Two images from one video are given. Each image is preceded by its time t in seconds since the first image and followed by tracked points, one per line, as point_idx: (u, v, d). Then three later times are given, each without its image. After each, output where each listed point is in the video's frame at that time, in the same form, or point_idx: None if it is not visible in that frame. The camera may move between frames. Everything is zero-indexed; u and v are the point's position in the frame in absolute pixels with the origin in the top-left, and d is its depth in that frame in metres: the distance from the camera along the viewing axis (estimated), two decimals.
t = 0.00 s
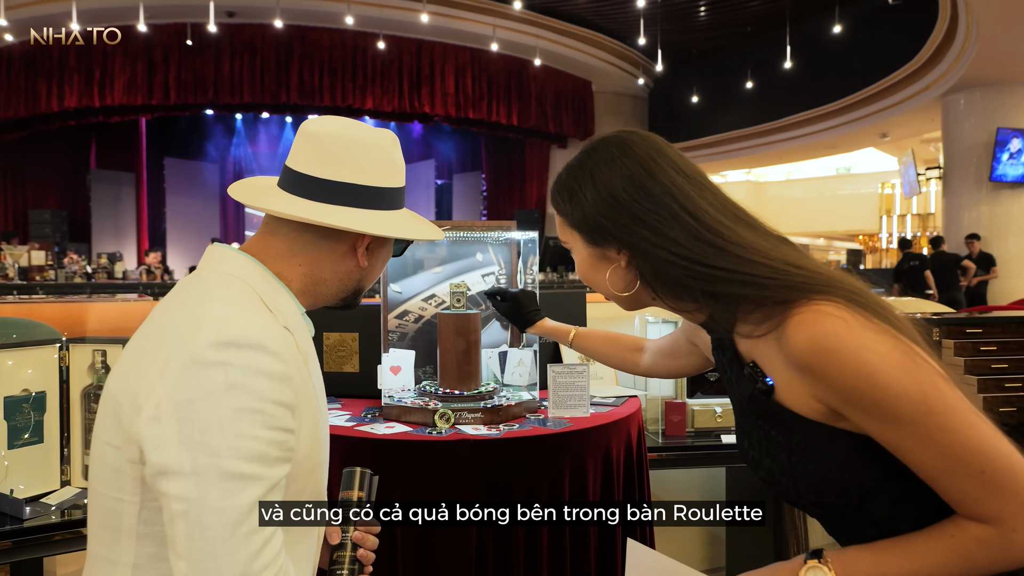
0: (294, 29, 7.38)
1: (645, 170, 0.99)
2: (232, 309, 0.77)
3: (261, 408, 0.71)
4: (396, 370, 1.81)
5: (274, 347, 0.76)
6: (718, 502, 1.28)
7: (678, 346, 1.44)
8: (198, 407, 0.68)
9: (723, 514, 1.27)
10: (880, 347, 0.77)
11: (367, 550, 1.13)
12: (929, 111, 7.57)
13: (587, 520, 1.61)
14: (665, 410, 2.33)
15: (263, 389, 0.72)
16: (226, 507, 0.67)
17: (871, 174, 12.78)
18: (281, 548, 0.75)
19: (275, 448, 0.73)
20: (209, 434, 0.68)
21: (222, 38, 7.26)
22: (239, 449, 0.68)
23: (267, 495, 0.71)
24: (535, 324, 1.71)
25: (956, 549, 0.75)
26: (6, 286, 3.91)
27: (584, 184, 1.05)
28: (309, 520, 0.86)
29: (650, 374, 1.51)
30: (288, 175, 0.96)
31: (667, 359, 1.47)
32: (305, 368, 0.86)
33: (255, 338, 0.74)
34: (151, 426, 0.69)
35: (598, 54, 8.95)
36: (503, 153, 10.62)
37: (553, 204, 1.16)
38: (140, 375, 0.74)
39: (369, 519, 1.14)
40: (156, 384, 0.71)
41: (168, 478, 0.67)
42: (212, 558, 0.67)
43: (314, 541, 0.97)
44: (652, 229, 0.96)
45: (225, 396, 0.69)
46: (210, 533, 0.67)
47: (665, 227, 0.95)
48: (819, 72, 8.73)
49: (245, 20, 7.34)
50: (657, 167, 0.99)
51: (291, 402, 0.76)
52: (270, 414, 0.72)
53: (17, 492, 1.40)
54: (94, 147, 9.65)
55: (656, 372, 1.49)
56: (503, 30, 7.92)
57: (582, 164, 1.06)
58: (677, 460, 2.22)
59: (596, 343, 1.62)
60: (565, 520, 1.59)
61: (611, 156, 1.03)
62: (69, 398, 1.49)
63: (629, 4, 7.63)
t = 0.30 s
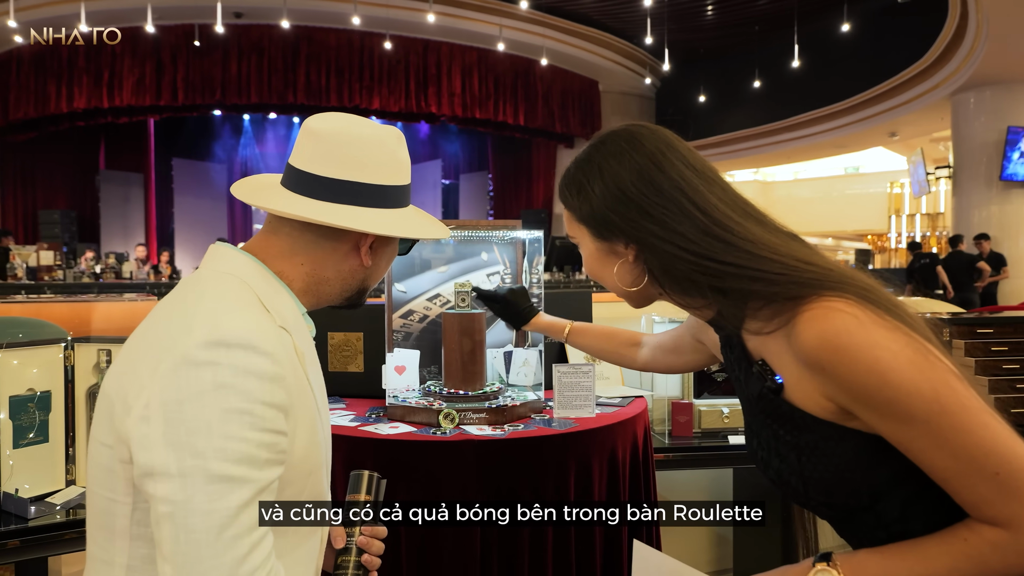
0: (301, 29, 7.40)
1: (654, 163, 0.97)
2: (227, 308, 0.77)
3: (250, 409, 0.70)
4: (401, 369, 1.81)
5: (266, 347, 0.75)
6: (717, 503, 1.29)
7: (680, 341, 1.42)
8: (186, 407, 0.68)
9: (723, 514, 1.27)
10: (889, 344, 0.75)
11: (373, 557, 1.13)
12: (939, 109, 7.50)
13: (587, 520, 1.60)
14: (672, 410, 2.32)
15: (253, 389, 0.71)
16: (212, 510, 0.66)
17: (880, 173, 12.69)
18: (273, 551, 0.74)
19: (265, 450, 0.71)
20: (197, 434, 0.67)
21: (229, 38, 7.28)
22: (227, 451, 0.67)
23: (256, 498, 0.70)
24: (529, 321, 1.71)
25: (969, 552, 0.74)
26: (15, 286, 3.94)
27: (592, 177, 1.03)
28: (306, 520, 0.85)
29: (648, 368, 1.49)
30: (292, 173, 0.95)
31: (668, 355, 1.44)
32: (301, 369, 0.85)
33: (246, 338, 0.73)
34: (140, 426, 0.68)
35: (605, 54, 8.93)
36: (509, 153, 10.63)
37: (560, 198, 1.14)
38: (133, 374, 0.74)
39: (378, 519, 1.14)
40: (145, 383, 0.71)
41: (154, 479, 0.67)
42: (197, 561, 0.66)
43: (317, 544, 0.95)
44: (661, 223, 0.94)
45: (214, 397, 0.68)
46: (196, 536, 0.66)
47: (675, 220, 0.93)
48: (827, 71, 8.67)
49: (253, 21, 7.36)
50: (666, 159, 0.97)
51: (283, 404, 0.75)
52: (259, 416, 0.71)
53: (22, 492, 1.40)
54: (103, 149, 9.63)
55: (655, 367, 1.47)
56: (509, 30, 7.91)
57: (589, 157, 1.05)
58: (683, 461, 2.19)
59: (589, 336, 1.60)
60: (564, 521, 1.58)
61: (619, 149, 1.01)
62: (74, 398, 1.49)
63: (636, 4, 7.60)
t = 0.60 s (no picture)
0: (308, 30, 7.42)
1: (667, 154, 0.95)
2: (226, 307, 0.76)
3: (248, 410, 0.69)
4: (406, 369, 1.80)
5: (264, 348, 0.74)
6: (716, 503, 1.30)
7: (698, 342, 1.41)
8: (181, 409, 0.67)
9: (723, 514, 1.28)
10: (908, 340, 0.74)
11: (379, 559, 1.12)
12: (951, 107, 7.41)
13: (590, 520, 1.59)
14: (678, 410, 2.30)
15: (251, 390, 0.70)
16: (208, 513, 0.66)
17: (889, 173, 12.59)
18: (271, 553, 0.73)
19: (262, 452, 0.70)
20: (192, 437, 0.66)
21: (238, 39, 7.30)
22: (223, 454, 0.67)
23: (252, 501, 0.69)
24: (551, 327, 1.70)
25: (989, 554, 0.72)
26: (22, 286, 3.95)
27: (604, 167, 1.01)
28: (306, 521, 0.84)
29: (671, 373, 1.48)
30: (295, 170, 0.94)
31: (687, 356, 1.44)
32: (302, 368, 0.84)
33: (243, 338, 0.72)
34: (135, 428, 0.68)
35: (613, 53, 8.88)
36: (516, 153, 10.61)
37: (570, 188, 1.12)
38: (131, 373, 0.73)
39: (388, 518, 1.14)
40: (142, 383, 0.70)
41: (149, 482, 0.66)
42: (192, 564, 0.65)
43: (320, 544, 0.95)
44: (674, 215, 0.93)
45: (209, 398, 0.67)
46: (190, 540, 0.65)
47: (689, 212, 0.92)
48: (835, 70, 8.60)
49: (261, 22, 7.38)
50: (680, 149, 0.95)
51: (281, 405, 0.74)
52: (256, 417, 0.70)
53: (27, 490, 1.40)
54: (113, 147, 9.81)
55: (678, 370, 1.46)
56: (516, 30, 7.89)
57: (602, 146, 1.03)
58: (691, 461, 2.17)
59: (613, 342, 1.59)
60: (564, 521, 1.57)
61: (633, 138, 0.99)
62: (79, 398, 1.49)
63: (643, 3, 7.58)
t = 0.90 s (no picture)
0: (315, 30, 7.44)
1: (691, 132, 0.92)
2: (222, 304, 0.75)
3: (243, 409, 0.69)
4: (409, 368, 1.78)
5: (261, 345, 0.73)
6: (717, 503, 1.29)
7: (713, 342, 1.37)
8: (175, 407, 0.67)
9: (723, 514, 1.27)
10: (932, 327, 0.72)
11: (384, 556, 1.12)
12: (962, 105, 7.33)
13: (590, 520, 1.57)
14: (684, 411, 2.28)
15: (245, 389, 0.69)
16: (203, 512, 0.65)
17: (898, 172, 12.50)
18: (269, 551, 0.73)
19: (258, 451, 0.70)
20: (187, 436, 0.66)
21: (245, 39, 7.33)
22: (218, 453, 0.66)
23: (248, 500, 0.69)
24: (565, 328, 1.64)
25: (1005, 551, 0.71)
26: (29, 286, 3.97)
27: (626, 144, 0.98)
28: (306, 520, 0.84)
29: (690, 375, 1.44)
30: (293, 165, 0.94)
31: (702, 357, 1.40)
32: (300, 367, 0.83)
33: (239, 335, 0.72)
34: (129, 427, 0.68)
35: (621, 54, 8.77)
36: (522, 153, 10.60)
37: (590, 166, 1.09)
38: (127, 370, 0.73)
39: (388, 519, 1.11)
40: (138, 382, 0.70)
41: (144, 482, 0.66)
42: (188, 563, 0.65)
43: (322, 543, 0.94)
44: (695, 195, 0.90)
45: (203, 396, 0.67)
46: (185, 539, 0.65)
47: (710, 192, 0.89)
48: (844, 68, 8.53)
49: (267, 23, 7.41)
50: (705, 127, 0.93)
51: (278, 403, 0.74)
52: (252, 415, 0.69)
53: (30, 490, 1.41)
54: (121, 147, 9.86)
55: (695, 373, 1.42)
56: (523, 30, 7.86)
57: (624, 124, 0.99)
58: (696, 462, 2.16)
59: (631, 345, 1.56)
60: (565, 521, 1.55)
61: (656, 117, 0.96)
62: (83, 397, 1.49)
63: (649, 2, 7.54)
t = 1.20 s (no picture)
0: (321, 30, 7.45)
1: (737, 92, 0.87)
2: (219, 304, 0.75)
3: (238, 407, 0.68)
4: (412, 369, 1.78)
5: (256, 344, 0.72)
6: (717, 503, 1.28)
7: (738, 334, 1.30)
8: (170, 406, 0.66)
9: (723, 514, 1.26)
10: (972, 309, 0.69)
11: (388, 555, 1.11)
12: (971, 104, 7.27)
13: (591, 521, 1.57)
14: (689, 411, 2.26)
15: (241, 386, 0.69)
16: (199, 511, 0.65)
17: (906, 172, 12.42)
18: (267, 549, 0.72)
19: (255, 449, 0.69)
20: (182, 435, 0.66)
21: (250, 40, 7.34)
22: (214, 452, 0.66)
23: (244, 500, 0.68)
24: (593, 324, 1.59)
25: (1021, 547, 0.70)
26: (35, 286, 4.00)
27: (668, 103, 0.92)
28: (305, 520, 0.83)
29: (721, 373, 1.36)
30: (291, 163, 0.93)
31: (730, 351, 1.32)
32: (298, 365, 0.82)
33: (233, 334, 0.71)
34: (125, 427, 0.68)
35: (627, 54, 8.72)
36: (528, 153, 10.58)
37: (625, 124, 1.01)
38: (123, 370, 0.73)
39: (389, 519, 1.10)
40: (133, 382, 0.70)
41: (140, 481, 0.66)
42: (185, 563, 0.65)
43: (325, 541, 0.93)
44: (736, 156, 0.85)
45: (199, 394, 0.67)
46: (182, 539, 0.65)
47: (752, 156, 0.84)
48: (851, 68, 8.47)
49: (273, 23, 7.41)
50: (752, 88, 0.87)
51: (275, 402, 0.73)
52: (247, 414, 0.69)
53: (33, 490, 1.41)
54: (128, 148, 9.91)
55: (725, 368, 1.35)
56: (528, 30, 7.85)
57: (667, 81, 0.93)
58: (701, 463, 2.14)
59: (661, 343, 1.48)
60: (566, 521, 1.55)
61: (702, 76, 0.90)
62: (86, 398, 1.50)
63: (655, 2, 7.52)
